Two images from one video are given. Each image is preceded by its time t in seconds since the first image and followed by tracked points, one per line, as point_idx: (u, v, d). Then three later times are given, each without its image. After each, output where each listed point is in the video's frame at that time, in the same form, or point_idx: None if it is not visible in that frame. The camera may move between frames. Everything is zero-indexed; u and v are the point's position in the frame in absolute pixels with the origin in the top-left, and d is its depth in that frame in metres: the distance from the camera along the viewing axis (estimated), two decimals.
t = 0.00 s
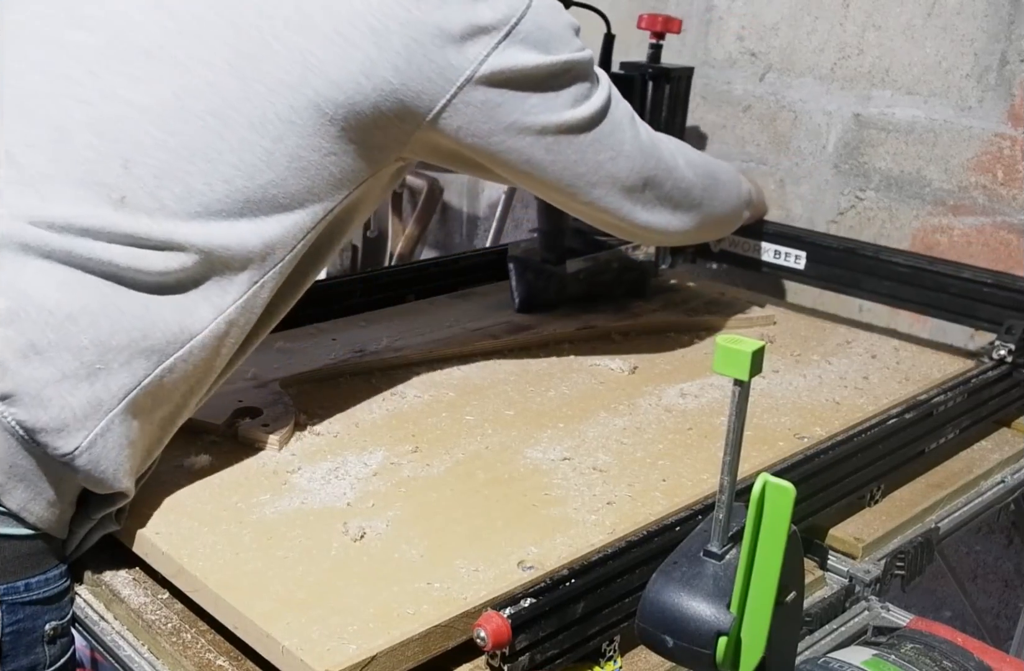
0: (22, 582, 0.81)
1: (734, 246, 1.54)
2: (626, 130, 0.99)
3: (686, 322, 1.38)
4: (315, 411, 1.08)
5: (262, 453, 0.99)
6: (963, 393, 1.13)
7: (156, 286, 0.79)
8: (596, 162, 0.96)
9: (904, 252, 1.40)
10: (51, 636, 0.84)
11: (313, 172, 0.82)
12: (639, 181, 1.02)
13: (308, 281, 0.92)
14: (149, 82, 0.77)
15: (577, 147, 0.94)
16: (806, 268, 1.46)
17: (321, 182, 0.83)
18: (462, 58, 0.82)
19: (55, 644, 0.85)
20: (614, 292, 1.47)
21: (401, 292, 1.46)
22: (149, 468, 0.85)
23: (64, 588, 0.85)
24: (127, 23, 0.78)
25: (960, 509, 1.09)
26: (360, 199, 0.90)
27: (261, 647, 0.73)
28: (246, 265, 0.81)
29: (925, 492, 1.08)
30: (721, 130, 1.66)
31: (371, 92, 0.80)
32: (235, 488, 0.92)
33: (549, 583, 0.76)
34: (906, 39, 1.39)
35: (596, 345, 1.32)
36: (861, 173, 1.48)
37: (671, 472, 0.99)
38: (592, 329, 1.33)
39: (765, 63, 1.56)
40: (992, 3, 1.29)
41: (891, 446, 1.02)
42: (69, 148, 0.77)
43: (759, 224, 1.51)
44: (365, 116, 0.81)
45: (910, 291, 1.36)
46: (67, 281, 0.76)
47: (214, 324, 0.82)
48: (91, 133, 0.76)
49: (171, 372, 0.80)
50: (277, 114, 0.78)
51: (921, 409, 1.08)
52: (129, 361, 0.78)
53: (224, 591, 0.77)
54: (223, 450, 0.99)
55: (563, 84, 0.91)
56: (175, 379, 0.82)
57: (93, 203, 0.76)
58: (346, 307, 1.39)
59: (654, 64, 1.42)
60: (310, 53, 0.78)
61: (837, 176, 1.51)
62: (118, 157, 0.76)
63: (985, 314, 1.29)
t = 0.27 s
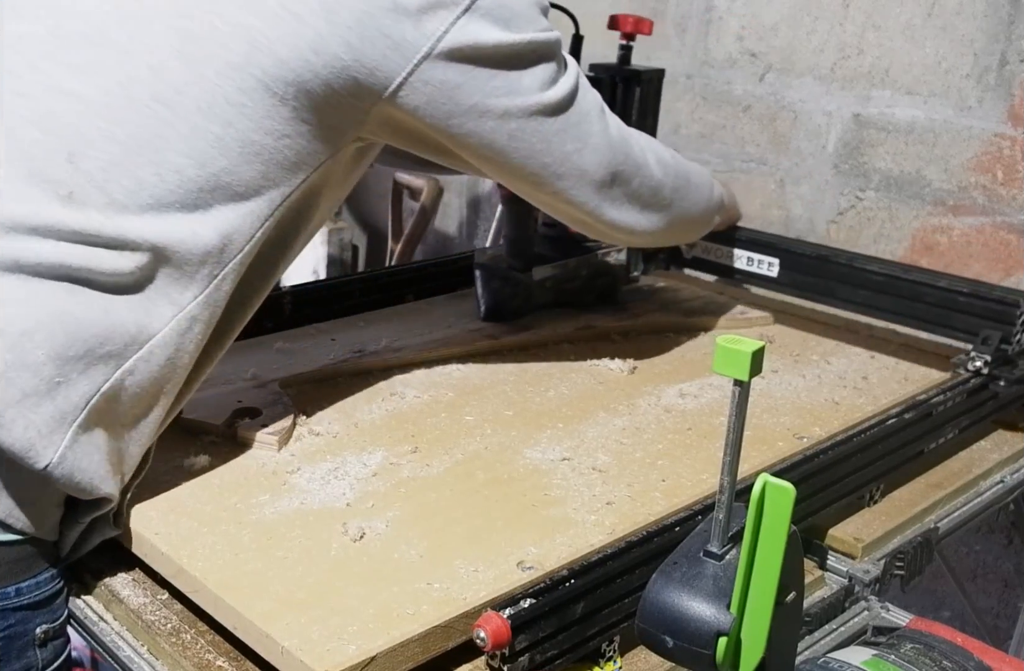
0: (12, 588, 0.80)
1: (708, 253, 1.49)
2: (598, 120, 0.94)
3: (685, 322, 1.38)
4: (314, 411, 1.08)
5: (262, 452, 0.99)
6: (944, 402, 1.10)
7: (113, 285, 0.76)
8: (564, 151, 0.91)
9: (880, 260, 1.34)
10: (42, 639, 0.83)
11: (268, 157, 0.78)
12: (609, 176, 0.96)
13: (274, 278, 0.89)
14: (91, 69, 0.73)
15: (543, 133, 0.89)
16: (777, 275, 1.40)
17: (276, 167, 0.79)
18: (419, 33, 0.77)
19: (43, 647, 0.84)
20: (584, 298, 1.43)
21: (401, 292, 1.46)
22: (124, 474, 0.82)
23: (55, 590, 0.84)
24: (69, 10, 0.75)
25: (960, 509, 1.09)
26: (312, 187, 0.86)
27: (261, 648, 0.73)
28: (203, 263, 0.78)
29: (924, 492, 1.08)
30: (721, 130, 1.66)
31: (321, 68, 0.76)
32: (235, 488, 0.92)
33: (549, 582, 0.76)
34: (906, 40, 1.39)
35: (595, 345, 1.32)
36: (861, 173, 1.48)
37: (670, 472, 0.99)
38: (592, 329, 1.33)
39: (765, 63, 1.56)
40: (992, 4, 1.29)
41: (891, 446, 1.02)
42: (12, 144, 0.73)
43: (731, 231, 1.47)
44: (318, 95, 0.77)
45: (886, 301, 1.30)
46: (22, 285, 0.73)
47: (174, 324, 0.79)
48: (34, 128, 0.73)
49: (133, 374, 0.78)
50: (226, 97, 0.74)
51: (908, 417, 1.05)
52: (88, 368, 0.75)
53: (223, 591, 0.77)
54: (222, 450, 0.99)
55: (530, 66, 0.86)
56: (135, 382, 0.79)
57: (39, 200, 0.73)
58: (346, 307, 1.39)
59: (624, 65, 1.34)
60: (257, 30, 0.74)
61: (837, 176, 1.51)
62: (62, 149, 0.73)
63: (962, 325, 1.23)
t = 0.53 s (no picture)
0: None
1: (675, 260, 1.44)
2: (560, 111, 0.90)
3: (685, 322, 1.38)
4: (313, 412, 1.08)
5: (261, 453, 0.98)
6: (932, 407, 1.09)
7: (61, 286, 0.73)
8: (523, 140, 0.88)
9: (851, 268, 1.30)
10: (16, 650, 0.80)
11: (212, 145, 0.74)
12: (573, 172, 0.93)
13: (229, 272, 0.85)
14: (25, 62, 0.71)
15: (504, 120, 0.85)
16: (750, 284, 1.35)
17: (221, 155, 0.75)
18: (365, 11, 0.74)
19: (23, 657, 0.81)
20: (550, 306, 1.39)
21: (400, 292, 1.46)
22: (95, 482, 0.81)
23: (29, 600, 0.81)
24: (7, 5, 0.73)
25: (960, 509, 1.08)
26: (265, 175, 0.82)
27: (261, 649, 0.73)
28: (153, 262, 0.74)
29: (925, 492, 1.08)
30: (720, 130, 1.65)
31: (262, 48, 0.72)
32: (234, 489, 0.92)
33: (549, 583, 0.76)
34: (906, 39, 1.39)
35: (595, 346, 1.32)
36: (861, 173, 1.48)
37: (670, 473, 0.98)
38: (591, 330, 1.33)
39: (765, 63, 1.55)
40: (992, 4, 1.29)
41: (891, 446, 1.02)
42: None
43: (701, 238, 1.41)
44: (267, 77, 0.74)
45: (861, 309, 1.26)
46: None
47: (126, 325, 0.75)
48: None
49: (89, 381, 0.75)
50: (163, 83, 0.71)
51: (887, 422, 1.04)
52: (40, 380, 0.73)
53: (222, 592, 0.77)
54: (220, 450, 0.99)
55: (490, 50, 0.83)
56: (89, 389, 0.75)
57: None
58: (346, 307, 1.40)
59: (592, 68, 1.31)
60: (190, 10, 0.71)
61: (837, 176, 1.51)
62: None
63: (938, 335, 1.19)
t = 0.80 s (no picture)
0: None
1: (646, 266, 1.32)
2: (518, 111, 0.89)
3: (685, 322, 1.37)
4: (313, 412, 1.08)
5: (261, 453, 0.98)
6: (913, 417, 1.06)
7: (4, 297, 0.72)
8: (479, 140, 0.86)
9: (828, 275, 1.19)
10: None
11: (151, 144, 0.73)
12: (534, 172, 0.91)
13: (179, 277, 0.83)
14: None
15: (458, 117, 0.84)
16: (723, 292, 1.24)
17: (162, 155, 0.74)
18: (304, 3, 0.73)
19: (8, 659, 0.79)
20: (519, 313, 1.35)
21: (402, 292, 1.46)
22: (56, 495, 0.79)
23: None
24: None
25: (961, 509, 1.08)
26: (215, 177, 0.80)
27: (260, 650, 0.72)
28: (98, 270, 0.74)
29: (925, 493, 1.08)
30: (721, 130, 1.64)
31: (197, 41, 0.72)
32: (233, 489, 0.92)
33: (550, 583, 0.76)
34: (907, 39, 1.39)
35: (595, 345, 1.31)
36: (862, 172, 1.48)
37: (671, 473, 0.98)
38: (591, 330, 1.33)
39: (765, 63, 1.55)
40: (994, 3, 1.29)
41: (891, 447, 1.01)
42: None
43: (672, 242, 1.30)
44: (207, 71, 0.74)
45: (838, 319, 1.15)
46: None
47: (75, 334, 0.74)
48: None
49: (38, 392, 0.74)
50: (94, 82, 0.71)
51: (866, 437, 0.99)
52: None
53: (221, 592, 0.77)
54: (220, 450, 0.99)
55: (442, 45, 0.82)
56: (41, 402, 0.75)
57: None
58: (346, 308, 1.40)
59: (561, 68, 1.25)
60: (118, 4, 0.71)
61: (837, 176, 1.51)
62: None
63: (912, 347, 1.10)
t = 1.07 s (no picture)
0: None
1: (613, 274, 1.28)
2: (462, 112, 0.87)
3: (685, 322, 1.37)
4: (313, 413, 1.08)
5: (261, 452, 0.98)
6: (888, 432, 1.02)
7: None
8: (418, 141, 0.84)
9: (797, 285, 1.15)
10: None
11: (71, 145, 0.74)
12: (480, 173, 0.89)
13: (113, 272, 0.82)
14: None
15: (397, 116, 0.82)
16: (687, 302, 1.20)
17: (81, 155, 0.74)
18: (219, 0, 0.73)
19: None
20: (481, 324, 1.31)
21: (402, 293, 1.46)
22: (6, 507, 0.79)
23: None
24: None
25: (961, 509, 1.08)
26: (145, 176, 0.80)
27: (260, 650, 0.72)
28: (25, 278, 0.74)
29: (925, 493, 1.08)
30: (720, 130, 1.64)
31: (111, 37, 0.72)
32: (233, 489, 0.92)
33: (550, 583, 0.76)
34: (907, 39, 1.39)
35: (595, 345, 1.31)
36: (862, 173, 1.48)
37: (671, 473, 0.98)
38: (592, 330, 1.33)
39: (765, 63, 1.55)
40: (994, 3, 1.29)
41: (891, 447, 1.01)
42: None
43: (639, 250, 1.26)
44: (126, 67, 0.74)
45: (804, 331, 1.11)
46: None
47: (8, 346, 0.76)
48: None
49: None
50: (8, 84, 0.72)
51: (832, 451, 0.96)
52: None
53: (221, 593, 0.77)
54: (221, 450, 0.99)
55: (380, 40, 0.80)
56: None
57: None
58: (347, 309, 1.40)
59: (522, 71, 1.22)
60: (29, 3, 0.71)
61: (837, 176, 1.50)
62: None
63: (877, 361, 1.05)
